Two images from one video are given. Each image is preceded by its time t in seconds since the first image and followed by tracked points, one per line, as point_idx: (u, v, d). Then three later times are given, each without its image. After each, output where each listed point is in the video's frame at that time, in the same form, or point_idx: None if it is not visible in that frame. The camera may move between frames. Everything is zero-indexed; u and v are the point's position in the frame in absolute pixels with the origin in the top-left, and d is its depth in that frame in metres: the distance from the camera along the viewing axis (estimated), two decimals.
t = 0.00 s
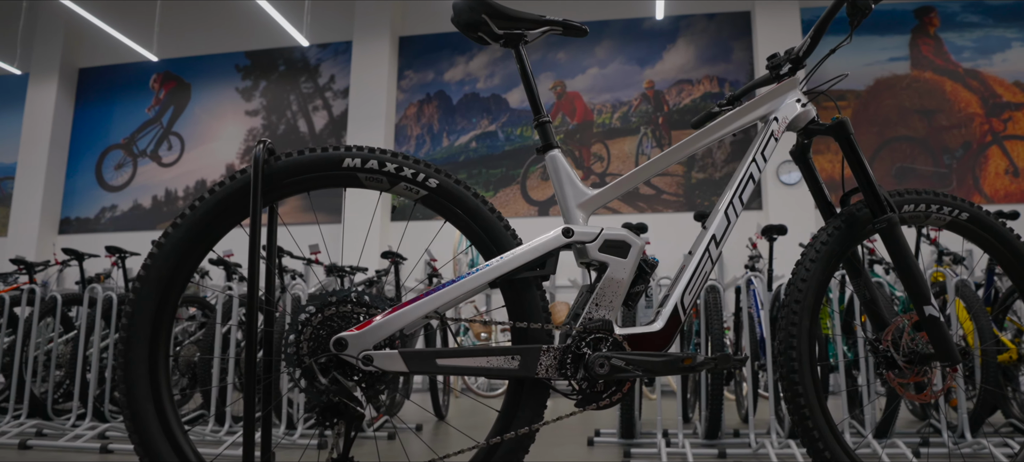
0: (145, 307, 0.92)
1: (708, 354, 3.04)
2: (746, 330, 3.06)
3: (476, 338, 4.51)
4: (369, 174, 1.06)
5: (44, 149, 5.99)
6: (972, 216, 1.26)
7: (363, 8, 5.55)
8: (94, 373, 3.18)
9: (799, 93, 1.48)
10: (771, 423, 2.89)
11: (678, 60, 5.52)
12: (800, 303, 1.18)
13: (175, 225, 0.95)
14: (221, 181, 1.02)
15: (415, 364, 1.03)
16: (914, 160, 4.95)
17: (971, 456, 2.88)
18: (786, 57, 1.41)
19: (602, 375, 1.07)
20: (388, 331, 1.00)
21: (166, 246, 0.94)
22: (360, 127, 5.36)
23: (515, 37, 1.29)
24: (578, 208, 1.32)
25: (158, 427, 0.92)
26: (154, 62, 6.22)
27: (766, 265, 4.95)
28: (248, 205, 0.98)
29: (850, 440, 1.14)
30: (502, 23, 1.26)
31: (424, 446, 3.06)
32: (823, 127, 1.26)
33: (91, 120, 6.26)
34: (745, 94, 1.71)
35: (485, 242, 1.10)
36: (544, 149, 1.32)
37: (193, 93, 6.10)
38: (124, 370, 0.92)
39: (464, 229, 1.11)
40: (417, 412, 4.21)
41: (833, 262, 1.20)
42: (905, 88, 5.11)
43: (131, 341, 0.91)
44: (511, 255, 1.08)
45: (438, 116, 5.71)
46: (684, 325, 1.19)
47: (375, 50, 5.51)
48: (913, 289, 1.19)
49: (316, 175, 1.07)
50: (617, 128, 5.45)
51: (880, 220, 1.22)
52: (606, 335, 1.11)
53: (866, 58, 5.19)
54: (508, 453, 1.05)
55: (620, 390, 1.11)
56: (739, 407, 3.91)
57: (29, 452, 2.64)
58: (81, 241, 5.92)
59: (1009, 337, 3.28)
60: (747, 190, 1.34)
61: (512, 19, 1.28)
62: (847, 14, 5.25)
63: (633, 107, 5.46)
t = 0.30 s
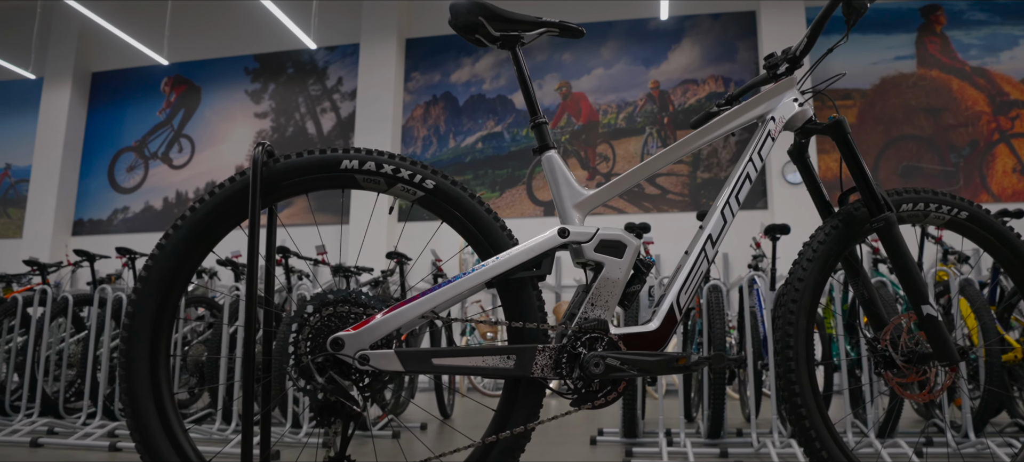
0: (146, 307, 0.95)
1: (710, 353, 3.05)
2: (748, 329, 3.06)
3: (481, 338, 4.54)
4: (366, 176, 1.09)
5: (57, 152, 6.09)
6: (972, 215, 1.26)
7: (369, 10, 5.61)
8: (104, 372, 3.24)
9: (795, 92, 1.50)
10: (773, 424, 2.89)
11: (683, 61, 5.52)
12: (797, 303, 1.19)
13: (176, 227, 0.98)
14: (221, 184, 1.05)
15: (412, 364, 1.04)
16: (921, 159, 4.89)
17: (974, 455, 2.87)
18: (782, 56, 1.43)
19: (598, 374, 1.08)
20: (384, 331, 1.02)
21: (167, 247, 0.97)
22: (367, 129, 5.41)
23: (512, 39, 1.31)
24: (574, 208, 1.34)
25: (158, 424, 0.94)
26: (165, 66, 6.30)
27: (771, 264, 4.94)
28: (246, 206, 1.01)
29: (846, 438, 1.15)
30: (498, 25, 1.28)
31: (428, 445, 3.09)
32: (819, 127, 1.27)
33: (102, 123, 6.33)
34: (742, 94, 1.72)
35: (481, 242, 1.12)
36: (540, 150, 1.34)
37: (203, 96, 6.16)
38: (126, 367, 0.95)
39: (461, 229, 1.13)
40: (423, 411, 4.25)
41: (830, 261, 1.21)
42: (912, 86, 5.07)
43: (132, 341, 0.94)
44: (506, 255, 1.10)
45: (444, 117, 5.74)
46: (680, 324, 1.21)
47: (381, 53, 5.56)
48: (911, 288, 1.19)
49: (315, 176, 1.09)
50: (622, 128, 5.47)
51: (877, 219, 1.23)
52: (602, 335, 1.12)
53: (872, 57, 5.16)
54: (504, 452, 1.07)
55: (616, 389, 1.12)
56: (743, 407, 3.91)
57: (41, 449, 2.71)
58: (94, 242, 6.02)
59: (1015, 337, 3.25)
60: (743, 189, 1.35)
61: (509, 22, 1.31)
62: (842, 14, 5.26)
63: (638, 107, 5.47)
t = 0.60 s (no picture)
0: (147, 306, 0.96)
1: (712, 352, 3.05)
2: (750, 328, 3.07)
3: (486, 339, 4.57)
4: (365, 177, 1.11)
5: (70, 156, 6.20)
6: (971, 214, 1.27)
7: (376, 14, 5.67)
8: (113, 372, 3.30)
9: (793, 92, 1.50)
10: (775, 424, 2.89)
11: (688, 61, 5.52)
12: (794, 302, 1.19)
13: (177, 227, 1.00)
14: (222, 185, 1.07)
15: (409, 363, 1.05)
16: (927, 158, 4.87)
17: (977, 455, 2.85)
18: (779, 56, 1.44)
19: (593, 373, 1.09)
20: (381, 330, 1.03)
21: (168, 247, 0.98)
22: (373, 131, 5.47)
23: (509, 41, 1.33)
24: (571, 208, 1.36)
25: (158, 422, 0.95)
26: (175, 70, 6.40)
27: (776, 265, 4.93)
28: (246, 206, 1.03)
29: (844, 438, 1.16)
30: (495, 26, 1.30)
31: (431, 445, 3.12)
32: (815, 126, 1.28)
33: (114, 126, 6.43)
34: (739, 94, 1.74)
35: (478, 243, 1.14)
36: (536, 151, 1.36)
37: (213, 99, 6.26)
38: (127, 366, 0.96)
39: (459, 230, 1.15)
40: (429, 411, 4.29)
41: (827, 260, 1.22)
42: (918, 85, 5.05)
43: (133, 339, 0.95)
44: (503, 255, 1.11)
45: (450, 119, 5.77)
46: (676, 324, 1.21)
47: (387, 55, 5.61)
48: (909, 287, 1.20)
49: (315, 177, 1.12)
50: (628, 129, 5.47)
51: (875, 218, 1.24)
52: (597, 334, 1.13)
53: (876, 56, 5.13)
54: (500, 450, 1.08)
55: (611, 388, 1.13)
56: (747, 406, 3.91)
57: (51, 448, 2.77)
58: (106, 244, 6.12)
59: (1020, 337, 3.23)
60: (739, 188, 1.35)
61: (506, 23, 1.32)
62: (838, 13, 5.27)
63: (643, 108, 5.47)
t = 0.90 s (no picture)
0: (148, 306, 0.98)
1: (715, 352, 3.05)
2: (752, 327, 3.06)
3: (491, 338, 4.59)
4: (362, 178, 1.12)
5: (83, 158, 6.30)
6: (970, 213, 1.27)
7: (382, 17, 5.73)
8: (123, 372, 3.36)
9: (790, 91, 1.51)
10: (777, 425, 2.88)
11: (693, 61, 5.52)
12: (791, 301, 1.19)
13: (177, 230, 1.01)
14: (221, 188, 1.08)
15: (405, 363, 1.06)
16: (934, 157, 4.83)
17: (981, 455, 2.83)
18: (777, 55, 1.45)
19: (589, 372, 1.10)
20: (378, 329, 1.04)
21: (168, 249, 1.00)
22: (381, 132, 5.52)
23: (506, 42, 1.34)
24: (566, 208, 1.36)
25: (159, 420, 0.97)
26: (186, 74, 6.49)
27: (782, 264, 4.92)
28: (244, 208, 1.04)
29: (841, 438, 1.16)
30: (491, 28, 1.32)
31: (435, 444, 3.16)
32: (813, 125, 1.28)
33: (125, 129, 6.53)
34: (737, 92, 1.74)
35: (475, 243, 1.15)
36: (532, 151, 1.37)
37: (222, 102, 6.34)
38: (127, 367, 0.98)
39: (456, 230, 1.16)
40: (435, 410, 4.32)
41: (824, 260, 1.22)
42: (924, 84, 5.01)
43: (134, 340, 0.97)
44: (499, 255, 1.12)
45: (457, 121, 5.81)
46: (672, 323, 1.21)
47: (394, 57, 5.66)
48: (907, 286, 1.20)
49: (313, 179, 1.13)
50: (633, 129, 5.48)
51: (872, 217, 1.24)
52: (592, 333, 1.14)
53: (882, 56, 5.10)
54: (496, 449, 1.09)
55: (607, 387, 1.14)
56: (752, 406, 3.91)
57: (62, 446, 2.82)
58: (117, 245, 6.21)
59: None
60: (736, 188, 1.35)
61: (502, 25, 1.34)
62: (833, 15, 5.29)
63: (648, 108, 5.48)
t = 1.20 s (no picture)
0: (149, 306, 1.01)
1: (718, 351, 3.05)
2: (756, 326, 3.06)
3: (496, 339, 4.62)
4: (359, 179, 1.14)
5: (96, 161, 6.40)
6: (968, 211, 1.28)
7: (389, 19, 5.78)
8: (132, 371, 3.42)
9: (787, 91, 1.51)
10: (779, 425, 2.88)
11: (699, 62, 5.51)
12: (788, 301, 1.20)
13: (177, 231, 1.04)
14: (220, 190, 1.10)
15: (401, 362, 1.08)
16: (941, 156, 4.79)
17: (986, 456, 2.81)
18: (774, 55, 1.46)
19: (584, 372, 1.11)
20: (375, 329, 1.06)
21: (169, 250, 1.02)
22: (388, 134, 5.58)
23: (502, 44, 1.36)
24: (563, 209, 1.38)
25: (160, 417, 1.00)
26: (196, 77, 6.57)
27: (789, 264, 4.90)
28: (243, 209, 1.06)
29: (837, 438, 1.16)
30: (488, 30, 1.34)
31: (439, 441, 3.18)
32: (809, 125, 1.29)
33: (137, 132, 6.63)
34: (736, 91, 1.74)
35: (471, 243, 1.17)
36: (529, 152, 1.38)
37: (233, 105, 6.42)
38: (129, 366, 1.00)
39: (452, 230, 1.17)
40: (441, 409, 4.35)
41: (821, 260, 1.23)
42: (931, 82, 4.97)
43: (135, 339, 1.00)
44: (494, 255, 1.14)
45: (463, 122, 5.84)
46: (668, 323, 1.22)
47: (401, 60, 5.73)
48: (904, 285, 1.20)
49: (312, 181, 1.15)
50: (639, 129, 5.48)
51: (869, 216, 1.25)
52: (588, 333, 1.15)
53: (888, 54, 5.06)
54: (493, 447, 1.11)
55: (603, 386, 1.15)
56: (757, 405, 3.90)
57: (73, 444, 2.88)
58: (130, 247, 6.30)
59: None
60: (732, 187, 1.36)
61: (498, 28, 1.36)
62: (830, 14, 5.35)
63: (654, 108, 5.48)
